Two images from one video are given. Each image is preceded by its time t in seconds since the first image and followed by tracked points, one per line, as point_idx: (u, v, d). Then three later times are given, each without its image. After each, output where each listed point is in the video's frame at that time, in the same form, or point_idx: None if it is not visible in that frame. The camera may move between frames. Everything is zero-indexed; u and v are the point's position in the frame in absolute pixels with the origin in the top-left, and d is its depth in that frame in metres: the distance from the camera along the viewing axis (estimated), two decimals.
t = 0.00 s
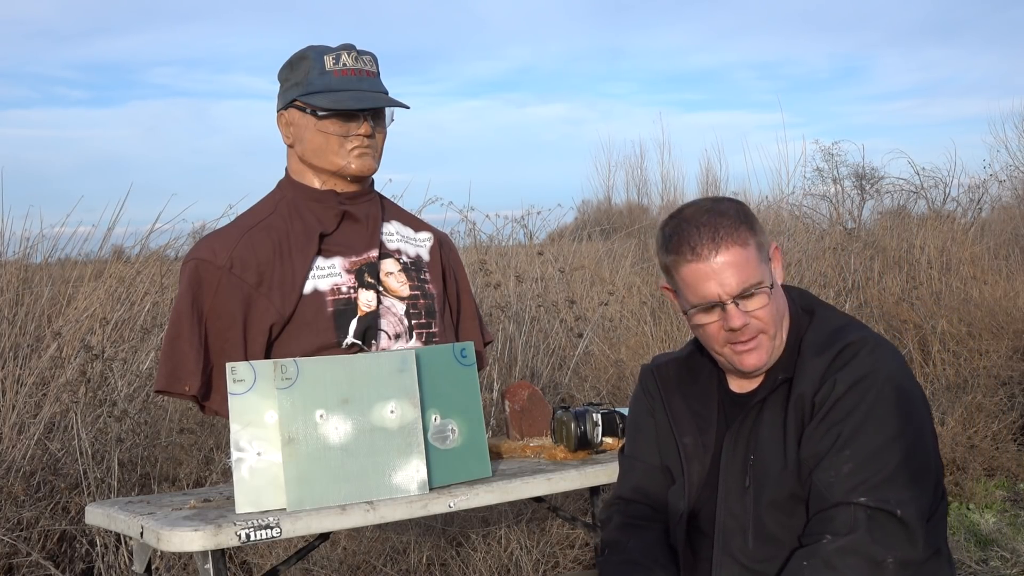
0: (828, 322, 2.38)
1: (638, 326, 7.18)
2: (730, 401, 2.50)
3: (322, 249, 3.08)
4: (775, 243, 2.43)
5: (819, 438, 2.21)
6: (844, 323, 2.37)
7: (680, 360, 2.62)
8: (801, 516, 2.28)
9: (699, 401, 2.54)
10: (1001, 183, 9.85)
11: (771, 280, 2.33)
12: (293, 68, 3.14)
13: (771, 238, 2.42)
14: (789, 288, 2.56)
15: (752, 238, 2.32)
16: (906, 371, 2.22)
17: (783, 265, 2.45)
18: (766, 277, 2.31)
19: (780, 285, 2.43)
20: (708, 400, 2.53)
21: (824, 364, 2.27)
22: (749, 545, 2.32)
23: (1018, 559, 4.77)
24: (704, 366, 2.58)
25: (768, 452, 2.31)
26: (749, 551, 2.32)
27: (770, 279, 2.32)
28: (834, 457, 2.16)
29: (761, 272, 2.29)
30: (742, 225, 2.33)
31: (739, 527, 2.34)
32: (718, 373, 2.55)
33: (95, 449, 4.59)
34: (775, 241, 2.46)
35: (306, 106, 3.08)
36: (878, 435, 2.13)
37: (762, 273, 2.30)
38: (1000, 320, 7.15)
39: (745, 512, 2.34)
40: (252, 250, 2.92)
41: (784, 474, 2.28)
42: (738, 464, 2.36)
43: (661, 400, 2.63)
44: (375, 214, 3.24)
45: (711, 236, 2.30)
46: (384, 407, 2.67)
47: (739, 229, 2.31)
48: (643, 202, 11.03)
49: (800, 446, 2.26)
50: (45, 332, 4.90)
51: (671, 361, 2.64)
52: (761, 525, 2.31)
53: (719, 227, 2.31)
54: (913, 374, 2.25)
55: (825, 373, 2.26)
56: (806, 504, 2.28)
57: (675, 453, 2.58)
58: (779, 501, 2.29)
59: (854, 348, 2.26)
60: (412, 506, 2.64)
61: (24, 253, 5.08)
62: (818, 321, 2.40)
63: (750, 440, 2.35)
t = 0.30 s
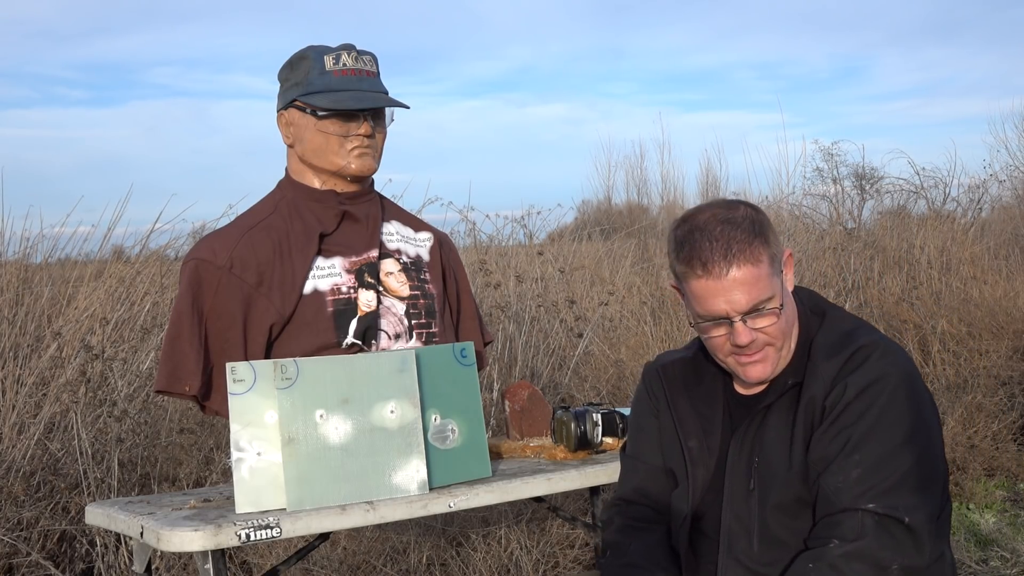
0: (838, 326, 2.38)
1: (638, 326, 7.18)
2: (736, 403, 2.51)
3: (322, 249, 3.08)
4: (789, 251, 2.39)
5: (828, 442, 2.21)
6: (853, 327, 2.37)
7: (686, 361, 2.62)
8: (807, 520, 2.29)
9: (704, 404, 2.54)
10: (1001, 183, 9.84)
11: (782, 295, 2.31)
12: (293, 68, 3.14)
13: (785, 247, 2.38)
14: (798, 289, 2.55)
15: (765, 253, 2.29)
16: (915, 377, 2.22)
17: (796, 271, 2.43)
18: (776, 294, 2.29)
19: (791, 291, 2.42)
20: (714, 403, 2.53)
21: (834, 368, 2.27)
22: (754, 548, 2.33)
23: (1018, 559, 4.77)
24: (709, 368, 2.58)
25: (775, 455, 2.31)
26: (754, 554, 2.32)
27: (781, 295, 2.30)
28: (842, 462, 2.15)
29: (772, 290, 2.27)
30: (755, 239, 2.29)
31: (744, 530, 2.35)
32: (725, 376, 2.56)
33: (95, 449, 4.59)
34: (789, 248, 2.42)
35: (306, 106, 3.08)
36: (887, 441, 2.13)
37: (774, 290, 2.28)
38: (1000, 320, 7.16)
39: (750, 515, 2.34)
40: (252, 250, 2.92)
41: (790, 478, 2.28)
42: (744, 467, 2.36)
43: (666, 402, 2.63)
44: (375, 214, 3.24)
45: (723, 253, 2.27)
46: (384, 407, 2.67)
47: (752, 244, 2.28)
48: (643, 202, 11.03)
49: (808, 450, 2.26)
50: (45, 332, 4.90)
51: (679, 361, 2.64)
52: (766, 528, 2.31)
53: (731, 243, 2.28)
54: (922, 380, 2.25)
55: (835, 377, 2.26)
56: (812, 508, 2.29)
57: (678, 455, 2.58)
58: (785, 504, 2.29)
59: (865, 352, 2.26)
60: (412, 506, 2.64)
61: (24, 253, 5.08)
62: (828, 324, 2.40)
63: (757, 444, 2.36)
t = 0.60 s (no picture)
0: (842, 326, 2.38)
1: (638, 326, 7.18)
2: (738, 403, 2.51)
3: (322, 249, 3.08)
4: (794, 251, 2.39)
5: (830, 444, 2.21)
6: (857, 327, 2.37)
7: (689, 361, 2.62)
8: (808, 521, 2.29)
9: (706, 405, 2.54)
10: (1001, 183, 9.84)
11: (785, 296, 2.31)
12: (293, 68, 3.14)
13: (789, 247, 2.38)
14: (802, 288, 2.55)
15: (769, 252, 2.29)
16: (919, 379, 2.22)
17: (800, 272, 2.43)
18: (779, 294, 2.29)
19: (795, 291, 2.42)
20: (716, 403, 2.53)
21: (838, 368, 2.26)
22: (755, 549, 2.33)
23: (1018, 559, 4.77)
24: (712, 367, 2.58)
25: (776, 456, 2.31)
26: (755, 555, 2.32)
27: (784, 295, 2.30)
28: (845, 464, 2.15)
29: (775, 290, 2.27)
30: (759, 238, 2.29)
31: (745, 531, 2.35)
32: (727, 376, 2.56)
33: (95, 449, 4.59)
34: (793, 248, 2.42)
35: (306, 106, 3.08)
36: (891, 443, 2.13)
37: (777, 290, 2.28)
38: (1000, 320, 7.16)
39: (751, 515, 2.34)
40: (252, 250, 2.92)
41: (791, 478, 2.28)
42: (745, 468, 2.37)
43: (667, 403, 2.63)
44: (375, 214, 3.24)
45: (727, 252, 2.27)
46: (384, 407, 2.67)
47: (755, 244, 2.28)
48: (643, 202, 11.03)
49: (811, 452, 2.26)
50: (45, 332, 4.90)
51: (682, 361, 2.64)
52: (767, 529, 2.31)
53: (735, 243, 2.28)
54: (927, 381, 2.25)
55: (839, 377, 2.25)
56: (813, 509, 2.29)
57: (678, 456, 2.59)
58: (786, 506, 2.29)
59: (870, 353, 2.26)
60: (412, 506, 2.64)
61: (24, 253, 5.08)
62: (832, 325, 2.40)
63: (758, 445, 2.36)
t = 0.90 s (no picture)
0: (842, 326, 2.38)
1: (638, 326, 7.17)
2: (738, 402, 2.51)
3: (322, 249, 3.08)
4: (795, 250, 2.39)
5: (830, 443, 2.21)
6: (858, 327, 2.37)
7: (688, 360, 2.62)
8: (807, 520, 2.29)
9: (706, 404, 2.54)
10: (1001, 183, 9.84)
11: (785, 294, 2.31)
12: (294, 68, 3.14)
13: (790, 246, 2.38)
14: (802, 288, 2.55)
15: (770, 251, 2.29)
16: (919, 378, 2.22)
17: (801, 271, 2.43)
18: (780, 292, 2.29)
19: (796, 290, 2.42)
20: (716, 404, 2.53)
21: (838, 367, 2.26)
22: (754, 548, 2.32)
23: (1018, 559, 4.77)
24: (712, 367, 2.58)
25: (776, 455, 2.31)
26: (755, 555, 2.32)
27: (784, 293, 2.30)
28: (845, 463, 2.15)
29: (776, 288, 2.27)
30: (760, 237, 2.29)
31: (745, 531, 2.35)
32: (727, 375, 2.56)
33: (95, 449, 4.59)
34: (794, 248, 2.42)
35: (306, 106, 3.08)
36: (891, 442, 2.13)
37: (778, 289, 2.28)
38: (1000, 320, 7.16)
39: (751, 514, 2.34)
40: (252, 250, 2.92)
41: (791, 477, 2.28)
42: (745, 468, 2.37)
43: (667, 403, 2.63)
44: (375, 214, 3.24)
45: (728, 250, 2.27)
46: (384, 407, 2.67)
47: (756, 242, 2.28)
48: (643, 202, 11.03)
49: (811, 451, 2.25)
50: (45, 331, 4.90)
51: (682, 360, 2.64)
52: (767, 529, 2.31)
53: (736, 241, 2.28)
54: (927, 381, 2.25)
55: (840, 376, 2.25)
56: (813, 508, 2.29)
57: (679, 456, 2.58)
58: (786, 506, 2.29)
59: (870, 352, 2.25)
60: (412, 506, 2.64)
61: (24, 253, 5.08)
62: (832, 324, 2.40)
63: (758, 444, 2.36)
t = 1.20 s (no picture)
0: (842, 326, 2.38)
1: (638, 325, 7.17)
2: (738, 402, 2.51)
3: (322, 249, 3.08)
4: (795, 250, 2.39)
5: (831, 443, 2.21)
6: (857, 327, 2.37)
7: (688, 360, 2.62)
8: (807, 520, 2.29)
9: (706, 403, 2.54)
10: (1001, 183, 9.84)
11: (785, 293, 2.31)
12: (294, 68, 3.14)
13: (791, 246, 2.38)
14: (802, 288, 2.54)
15: (770, 249, 2.29)
16: (919, 378, 2.22)
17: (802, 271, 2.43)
18: (780, 291, 2.29)
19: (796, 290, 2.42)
20: (715, 404, 2.53)
21: (838, 367, 2.26)
22: (755, 548, 2.32)
23: (1018, 559, 4.77)
24: (712, 366, 2.58)
25: (776, 454, 2.31)
26: (755, 555, 2.32)
27: (784, 292, 2.30)
28: (845, 463, 2.16)
29: (776, 287, 2.27)
30: (760, 236, 2.29)
31: (744, 531, 2.34)
32: (727, 375, 2.56)
33: (95, 449, 4.58)
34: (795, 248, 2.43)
35: (306, 106, 3.08)
36: (891, 443, 2.13)
37: (778, 287, 2.28)
38: (1000, 320, 7.16)
39: (750, 514, 2.34)
40: (252, 250, 2.92)
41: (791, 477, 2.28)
42: (746, 467, 2.36)
43: (666, 403, 2.63)
44: (375, 214, 3.24)
45: (728, 249, 2.27)
46: (384, 407, 2.67)
47: (756, 241, 2.28)
48: (643, 202, 11.03)
49: (811, 451, 2.25)
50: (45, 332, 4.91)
51: (682, 360, 2.64)
52: (767, 529, 2.31)
53: (736, 239, 2.28)
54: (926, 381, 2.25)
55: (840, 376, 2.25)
56: (813, 508, 2.29)
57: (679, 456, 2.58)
58: (786, 505, 2.29)
59: (870, 352, 2.25)
60: (412, 506, 2.64)
61: (24, 254, 5.09)
62: (832, 324, 2.40)
63: (757, 444, 2.36)
